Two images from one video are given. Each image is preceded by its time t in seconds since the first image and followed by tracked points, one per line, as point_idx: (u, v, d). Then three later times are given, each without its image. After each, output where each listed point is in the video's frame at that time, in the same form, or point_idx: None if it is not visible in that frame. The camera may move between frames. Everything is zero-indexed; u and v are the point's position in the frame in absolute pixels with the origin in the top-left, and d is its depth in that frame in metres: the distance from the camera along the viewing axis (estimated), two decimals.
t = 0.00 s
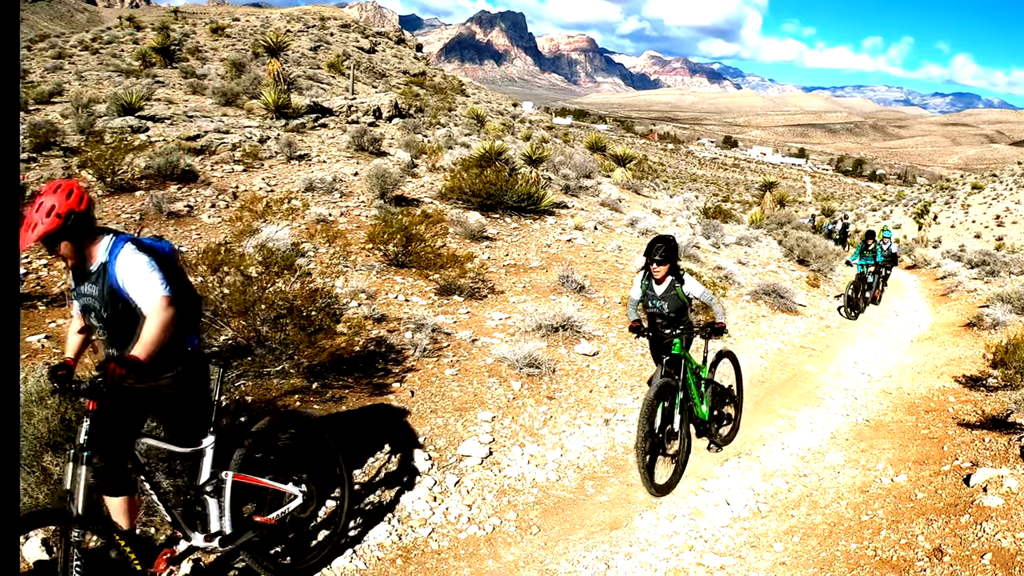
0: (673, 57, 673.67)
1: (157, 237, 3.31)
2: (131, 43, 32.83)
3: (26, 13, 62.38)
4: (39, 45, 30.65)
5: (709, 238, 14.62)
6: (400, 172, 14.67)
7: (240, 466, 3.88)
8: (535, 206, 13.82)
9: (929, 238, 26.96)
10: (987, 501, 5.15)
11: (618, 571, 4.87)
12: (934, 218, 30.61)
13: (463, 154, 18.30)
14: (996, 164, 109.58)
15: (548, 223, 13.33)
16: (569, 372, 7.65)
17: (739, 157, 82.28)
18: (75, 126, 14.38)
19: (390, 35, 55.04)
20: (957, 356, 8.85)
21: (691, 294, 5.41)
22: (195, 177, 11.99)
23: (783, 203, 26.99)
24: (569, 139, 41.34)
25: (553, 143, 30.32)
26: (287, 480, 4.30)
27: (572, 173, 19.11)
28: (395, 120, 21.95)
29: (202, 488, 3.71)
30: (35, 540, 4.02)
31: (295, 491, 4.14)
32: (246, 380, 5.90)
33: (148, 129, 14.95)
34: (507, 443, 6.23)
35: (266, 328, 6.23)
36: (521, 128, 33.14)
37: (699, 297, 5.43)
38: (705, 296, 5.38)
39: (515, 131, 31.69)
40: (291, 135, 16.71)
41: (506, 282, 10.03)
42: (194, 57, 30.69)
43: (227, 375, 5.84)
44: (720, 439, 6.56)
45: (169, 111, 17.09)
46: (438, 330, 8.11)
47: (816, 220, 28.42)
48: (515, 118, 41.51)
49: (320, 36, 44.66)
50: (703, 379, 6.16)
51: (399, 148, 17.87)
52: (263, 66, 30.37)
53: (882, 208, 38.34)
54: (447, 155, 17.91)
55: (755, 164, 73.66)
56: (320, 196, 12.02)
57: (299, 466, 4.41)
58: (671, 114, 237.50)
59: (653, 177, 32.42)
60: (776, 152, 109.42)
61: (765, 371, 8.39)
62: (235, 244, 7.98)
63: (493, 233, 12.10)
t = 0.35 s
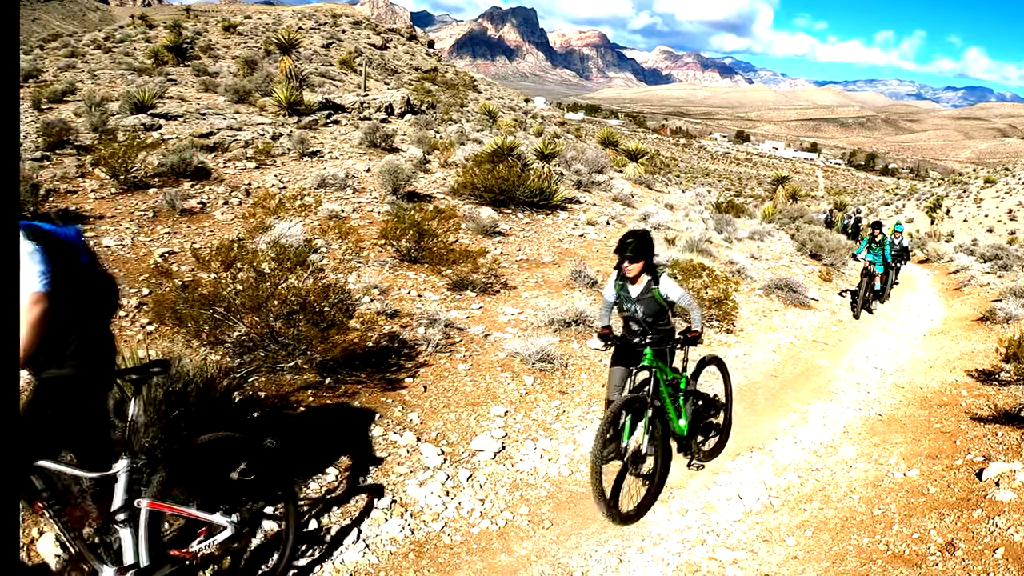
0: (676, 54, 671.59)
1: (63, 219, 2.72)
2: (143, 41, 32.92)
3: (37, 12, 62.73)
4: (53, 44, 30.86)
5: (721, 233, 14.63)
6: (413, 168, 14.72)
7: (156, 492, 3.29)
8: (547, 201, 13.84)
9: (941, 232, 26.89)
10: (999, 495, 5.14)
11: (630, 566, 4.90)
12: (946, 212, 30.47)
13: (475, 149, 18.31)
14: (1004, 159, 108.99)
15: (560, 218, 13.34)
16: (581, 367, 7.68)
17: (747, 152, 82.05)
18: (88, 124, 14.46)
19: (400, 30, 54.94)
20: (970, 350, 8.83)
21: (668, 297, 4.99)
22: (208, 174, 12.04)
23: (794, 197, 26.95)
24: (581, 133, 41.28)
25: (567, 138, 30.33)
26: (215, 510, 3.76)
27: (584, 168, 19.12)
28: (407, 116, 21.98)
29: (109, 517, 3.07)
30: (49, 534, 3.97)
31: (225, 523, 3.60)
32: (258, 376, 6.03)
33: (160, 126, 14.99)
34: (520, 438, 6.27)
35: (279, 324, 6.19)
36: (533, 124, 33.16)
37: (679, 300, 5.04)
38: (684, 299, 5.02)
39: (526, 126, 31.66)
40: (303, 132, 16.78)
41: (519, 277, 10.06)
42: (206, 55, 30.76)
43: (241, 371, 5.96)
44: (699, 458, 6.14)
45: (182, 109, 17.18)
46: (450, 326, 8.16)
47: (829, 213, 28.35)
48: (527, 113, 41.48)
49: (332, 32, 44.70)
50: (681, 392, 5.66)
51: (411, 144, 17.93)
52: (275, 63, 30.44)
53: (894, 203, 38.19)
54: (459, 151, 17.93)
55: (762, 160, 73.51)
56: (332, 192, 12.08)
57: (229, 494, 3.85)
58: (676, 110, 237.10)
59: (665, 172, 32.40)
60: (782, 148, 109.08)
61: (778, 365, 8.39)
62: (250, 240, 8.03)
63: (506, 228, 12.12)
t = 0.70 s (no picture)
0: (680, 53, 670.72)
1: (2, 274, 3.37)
2: (161, 43, 32.96)
3: (55, 15, 63.22)
4: (72, 46, 31.06)
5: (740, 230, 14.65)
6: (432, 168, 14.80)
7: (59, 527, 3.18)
8: (566, 199, 13.83)
9: (960, 229, 26.75)
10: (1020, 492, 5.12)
11: (650, 564, 4.97)
12: (964, 209, 30.26)
13: (493, 148, 18.34)
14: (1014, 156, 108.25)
15: (579, 216, 13.34)
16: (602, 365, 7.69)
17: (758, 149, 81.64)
18: (108, 126, 14.56)
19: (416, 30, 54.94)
20: (990, 347, 8.79)
21: (634, 300, 4.58)
22: (228, 175, 12.10)
23: (812, 194, 26.85)
24: (599, 131, 41.11)
25: (585, 137, 30.20)
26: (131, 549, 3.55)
27: (603, 166, 19.11)
28: (425, 116, 22.01)
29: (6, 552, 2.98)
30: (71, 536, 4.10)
31: (137, 558, 3.41)
32: (280, 373, 6.25)
33: (179, 128, 15.07)
34: (540, 436, 6.24)
35: (300, 323, 6.36)
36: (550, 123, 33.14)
37: (649, 306, 4.59)
38: (652, 305, 4.58)
39: (545, 125, 31.57)
40: (321, 132, 16.86)
41: (538, 275, 10.10)
42: (225, 56, 30.84)
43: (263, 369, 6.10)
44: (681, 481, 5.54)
45: (201, 110, 17.30)
46: (470, 325, 8.22)
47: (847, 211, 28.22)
48: (543, 112, 41.35)
49: (349, 32, 44.83)
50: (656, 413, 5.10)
51: (430, 143, 17.97)
52: (292, 64, 30.50)
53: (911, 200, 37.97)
54: (477, 150, 17.89)
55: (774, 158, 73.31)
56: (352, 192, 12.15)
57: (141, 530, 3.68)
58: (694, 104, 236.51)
59: (683, 171, 32.33)
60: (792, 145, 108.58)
61: (797, 362, 8.37)
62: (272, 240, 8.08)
63: (525, 227, 12.15)
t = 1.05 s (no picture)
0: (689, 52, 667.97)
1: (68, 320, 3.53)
2: (194, 39, 33.23)
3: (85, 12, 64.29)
4: (105, 43, 31.44)
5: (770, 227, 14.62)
6: (462, 164, 14.89)
7: None
8: (597, 196, 13.49)
9: (996, 227, 26.15)
10: None
11: (679, 559, 5.03)
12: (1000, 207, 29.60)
13: (524, 143, 18.28)
14: None
15: (610, 212, 13.31)
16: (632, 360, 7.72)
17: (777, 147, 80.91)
18: (142, 122, 14.75)
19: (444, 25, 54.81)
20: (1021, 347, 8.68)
21: (601, 313, 4.10)
22: (260, 169, 12.18)
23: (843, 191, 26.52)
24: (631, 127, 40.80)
25: (617, 133, 30.00)
26: None
27: (634, 162, 19.01)
28: (457, 112, 22.03)
29: None
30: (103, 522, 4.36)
31: None
32: (311, 366, 6.33)
33: (212, 123, 15.22)
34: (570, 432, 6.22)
35: (331, 316, 6.54)
36: (583, 119, 32.95)
37: (619, 320, 4.14)
38: (621, 318, 4.10)
39: (575, 121, 31.39)
40: (353, 128, 16.95)
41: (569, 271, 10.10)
42: (257, 52, 31.02)
43: (295, 361, 6.21)
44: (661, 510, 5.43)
45: (233, 105, 17.44)
46: (501, 319, 8.22)
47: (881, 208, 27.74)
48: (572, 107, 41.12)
49: (381, 28, 45.07)
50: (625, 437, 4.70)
51: (461, 138, 17.96)
52: (323, 59, 30.60)
53: (943, 198, 37.32)
54: (509, 145, 17.82)
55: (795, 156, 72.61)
56: (383, 187, 12.22)
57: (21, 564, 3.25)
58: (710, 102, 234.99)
59: (713, 167, 32.06)
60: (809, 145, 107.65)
61: (826, 360, 8.34)
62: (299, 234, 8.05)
63: (556, 222, 12.14)
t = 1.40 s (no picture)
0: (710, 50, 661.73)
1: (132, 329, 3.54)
2: (249, 30, 33.60)
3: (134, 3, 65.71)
4: (160, 32, 32.11)
5: (818, 222, 14.58)
6: (512, 154, 15.08)
7: None
8: (646, 186, 13.86)
9: None
10: None
11: (720, 551, 5.07)
12: None
13: (573, 135, 18.26)
14: None
15: (658, 204, 13.33)
16: (677, 352, 7.76)
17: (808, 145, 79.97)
18: (196, 109, 15.07)
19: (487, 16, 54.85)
20: None
21: (557, 324, 3.70)
22: (312, 157, 12.35)
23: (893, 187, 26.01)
24: (680, 120, 40.53)
25: (664, 125, 29.77)
26: None
27: (682, 155, 18.96)
28: (507, 103, 22.13)
29: None
30: (150, 501, 4.54)
31: None
32: (360, 351, 6.57)
33: (265, 111, 15.48)
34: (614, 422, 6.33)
35: (380, 303, 6.62)
36: (632, 111, 32.78)
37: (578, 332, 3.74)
38: (581, 330, 3.67)
39: (624, 114, 31.32)
40: (405, 118, 17.15)
41: (616, 262, 10.17)
42: (310, 43, 31.35)
43: (344, 346, 6.43)
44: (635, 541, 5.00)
45: (286, 94, 17.72)
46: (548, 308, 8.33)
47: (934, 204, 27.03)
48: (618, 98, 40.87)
49: (427, 18, 45.51)
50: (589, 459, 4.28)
51: (511, 130, 18.03)
52: (377, 48, 30.64)
53: (993, 196, 36.36)
54: (558, 137, 17.85)
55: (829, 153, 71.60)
56: (433, 176, 12.38)
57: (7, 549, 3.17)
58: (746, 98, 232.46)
59: (762, 161, 31.64)
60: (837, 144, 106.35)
61: (871, 356, 8.30)
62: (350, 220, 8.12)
63: (604, 214, 12.20)
